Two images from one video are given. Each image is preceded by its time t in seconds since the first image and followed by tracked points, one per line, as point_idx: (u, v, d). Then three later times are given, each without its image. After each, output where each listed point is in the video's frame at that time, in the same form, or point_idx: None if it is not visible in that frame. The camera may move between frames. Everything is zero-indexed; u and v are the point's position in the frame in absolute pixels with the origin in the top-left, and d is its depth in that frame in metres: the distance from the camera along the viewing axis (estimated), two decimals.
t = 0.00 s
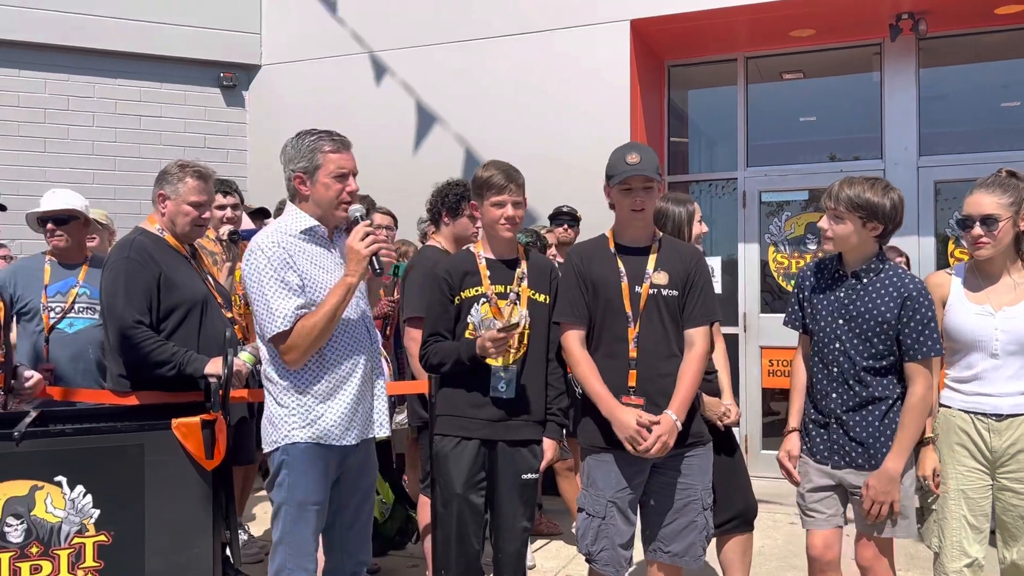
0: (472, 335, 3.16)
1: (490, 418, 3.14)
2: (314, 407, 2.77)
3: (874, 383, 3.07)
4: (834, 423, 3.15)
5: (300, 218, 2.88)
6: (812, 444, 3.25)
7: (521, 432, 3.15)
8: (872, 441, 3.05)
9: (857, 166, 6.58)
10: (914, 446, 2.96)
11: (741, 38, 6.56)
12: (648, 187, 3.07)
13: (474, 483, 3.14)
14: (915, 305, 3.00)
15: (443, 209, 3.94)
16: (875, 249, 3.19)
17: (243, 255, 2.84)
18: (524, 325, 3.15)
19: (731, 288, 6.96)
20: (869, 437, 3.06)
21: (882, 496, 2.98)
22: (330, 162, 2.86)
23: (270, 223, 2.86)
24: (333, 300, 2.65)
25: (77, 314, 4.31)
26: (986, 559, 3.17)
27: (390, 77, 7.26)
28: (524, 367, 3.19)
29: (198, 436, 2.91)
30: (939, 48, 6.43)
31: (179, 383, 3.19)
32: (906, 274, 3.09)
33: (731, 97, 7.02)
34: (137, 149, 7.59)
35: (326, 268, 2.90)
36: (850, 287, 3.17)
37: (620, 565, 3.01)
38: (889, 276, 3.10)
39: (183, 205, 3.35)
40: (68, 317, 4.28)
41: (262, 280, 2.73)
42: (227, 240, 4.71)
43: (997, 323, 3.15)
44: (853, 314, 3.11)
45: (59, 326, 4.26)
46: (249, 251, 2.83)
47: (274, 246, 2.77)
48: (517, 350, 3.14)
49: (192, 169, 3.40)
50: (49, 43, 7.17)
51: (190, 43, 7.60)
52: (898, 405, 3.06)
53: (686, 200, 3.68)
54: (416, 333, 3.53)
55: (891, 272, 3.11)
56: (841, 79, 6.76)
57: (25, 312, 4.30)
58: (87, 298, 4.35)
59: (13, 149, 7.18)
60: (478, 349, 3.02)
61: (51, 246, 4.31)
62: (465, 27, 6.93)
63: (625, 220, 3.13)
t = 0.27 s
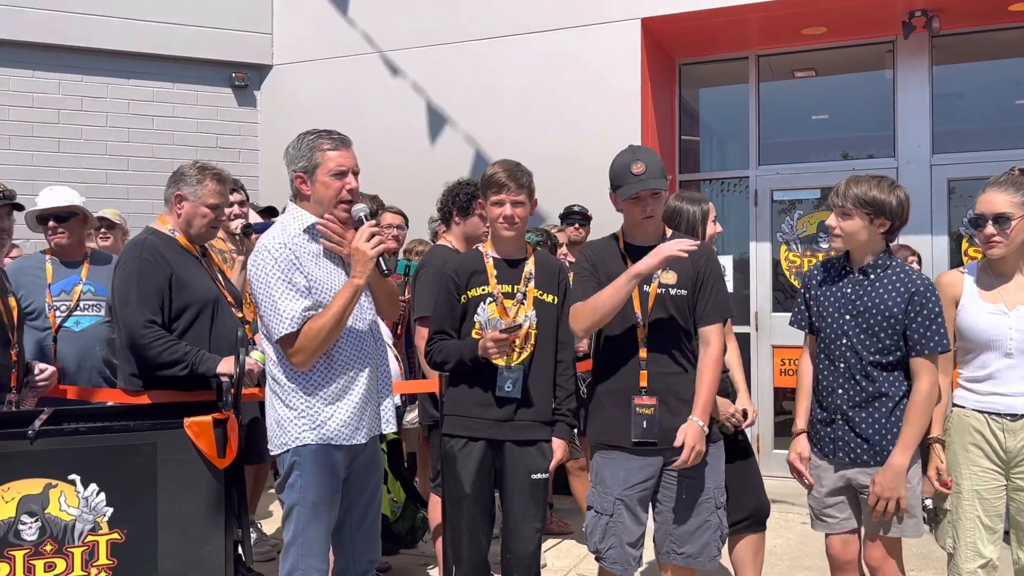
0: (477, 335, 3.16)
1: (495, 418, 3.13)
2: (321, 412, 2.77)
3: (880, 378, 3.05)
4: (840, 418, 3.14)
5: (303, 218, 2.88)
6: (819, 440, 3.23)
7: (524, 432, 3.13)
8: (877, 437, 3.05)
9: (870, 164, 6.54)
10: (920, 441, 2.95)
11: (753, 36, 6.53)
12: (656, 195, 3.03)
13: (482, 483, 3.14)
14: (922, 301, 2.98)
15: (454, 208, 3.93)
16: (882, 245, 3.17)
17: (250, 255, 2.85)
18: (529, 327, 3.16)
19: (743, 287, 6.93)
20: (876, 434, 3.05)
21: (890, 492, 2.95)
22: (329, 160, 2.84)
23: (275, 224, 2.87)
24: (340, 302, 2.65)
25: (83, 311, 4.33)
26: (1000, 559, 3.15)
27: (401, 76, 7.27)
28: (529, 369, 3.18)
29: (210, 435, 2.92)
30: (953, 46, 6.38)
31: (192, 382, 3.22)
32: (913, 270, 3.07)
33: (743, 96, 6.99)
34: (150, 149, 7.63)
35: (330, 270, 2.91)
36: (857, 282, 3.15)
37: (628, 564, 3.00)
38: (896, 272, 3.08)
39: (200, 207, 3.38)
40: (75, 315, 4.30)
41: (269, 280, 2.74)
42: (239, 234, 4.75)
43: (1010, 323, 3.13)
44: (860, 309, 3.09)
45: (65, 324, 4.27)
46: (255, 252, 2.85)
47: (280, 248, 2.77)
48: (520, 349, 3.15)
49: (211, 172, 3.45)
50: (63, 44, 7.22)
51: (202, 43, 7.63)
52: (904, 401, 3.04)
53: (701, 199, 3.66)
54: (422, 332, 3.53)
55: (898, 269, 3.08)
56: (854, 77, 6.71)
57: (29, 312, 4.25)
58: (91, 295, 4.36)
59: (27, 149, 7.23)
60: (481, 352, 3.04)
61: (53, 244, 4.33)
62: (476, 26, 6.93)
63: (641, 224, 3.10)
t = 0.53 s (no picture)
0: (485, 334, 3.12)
1: (503, 416, 3.13)
2: (318, 412, 2.77)
3: (883, 372, 3.04)
4: (843, 413, 3.12)
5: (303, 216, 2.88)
6: (825, 437, 3.21)
7: (534, 429, 3.13)
8: (881, 430, 3.03)
9: (882, 162, 6.50)
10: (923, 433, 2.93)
11: (764, 34, 6.50)
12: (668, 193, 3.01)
13: (490, 480, 3.15)
14: (923, 294, 2.97)
15: (464, 206, 3.94)
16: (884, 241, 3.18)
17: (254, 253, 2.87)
18: (539, 323, 3.16)
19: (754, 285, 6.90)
20: (879, 427, 3.03)
21: (893, 485, 2.93)
22: (329, 158, 2.85)
23: (276, 222, 2.88)
24: (336, 302, 2.65)
25: (90, 313, 4.32)
26: (1013, 559, 3.13)
27: (411, 75, 7.27)
28: (537, 367, 3.18)
29: (221, 432, 2.94)
30: (965, 43, 6.33)
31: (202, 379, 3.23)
32: (913, 265, 3.07)
33: (754, 93, 6.96)
34: (162, 147, 7.66)
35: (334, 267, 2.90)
36: (858, 278, 3.14)
37: (648, 561, 3.02)
38: (896, 267, 3.07)
39: (210, 206, 3.40)
40: (83, 317, 4.28)
41: (268, 279, 2.76)
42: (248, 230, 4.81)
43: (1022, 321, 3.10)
44: (861, 304, 3.08)
45: (74, 326, 4.24)
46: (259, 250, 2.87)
47: (278, 246, 2.78)
48: (529, 347, 3.14)
49: (220, 172, 3.46)
50: (76, 43, 7.26)
51: (213, 42, 7.66)
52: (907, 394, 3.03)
53: (717, 197, 3.65)
54: (432, 329, 3.51)
55: (898, 264, 3.08)
56: (866, 74, 6.68)
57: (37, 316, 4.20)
58: (96, 297, 4.36)
59: (41, 148, 7.28)
60: (490, 348, 3.04)
61: (55, 245, 4.35)
62: (486, 24, 6.93)
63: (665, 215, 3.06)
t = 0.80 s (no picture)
0: (490, 332, 3.16)
1: (510, 414, 3.13)
2: (316, 410, 2.78)
3: (891, 369, 3.03)
4: (854, 413, 3.10)
5: (310, 213, 2.90)
6: (835, 437, 3.19)
7: (544, 426, 3.14)
8: (893, 427, 3.02)
9: (892, 160, 6.46)
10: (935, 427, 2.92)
11: (773, 31, 6.48)
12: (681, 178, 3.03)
13: (496, 477, 3.15)
14: (924, 288, 2.97)
15: (472, 204, 3.93)
16: (879, 239, 3.18)
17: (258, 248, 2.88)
18: (545, 321, 3.17)
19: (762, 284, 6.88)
20: (891, 424, 3.02)
21: (906, 478, 2.92)
22: (334, 155, 2.85)
23: (283, 218, 2.89)
24: (338, 299, 2.65)
25: (95, 311, 4.34)
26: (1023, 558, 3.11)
27: (419, 73, 7.28)
28: (543, 364, 3.17)
29: (229, 428, 2.95)
30: (976, 39, 6.28)
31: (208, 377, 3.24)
32: (911, 260, 3.07)
33: (763, 91, 6.94)
34: (171, 145, 7.69)
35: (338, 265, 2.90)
36: (858, 278, 3.13)
37: (654, 558, 3.01)
38: (894, 264, 3.07)
39: (222, 207, 3.42)
40: (88, 315, 4.30)
41: (269, 274, 2.77)
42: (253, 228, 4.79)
43: None
44: (864, 303, 3.07)
45: (81, 324, 4.25)
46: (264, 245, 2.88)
47: (282, 243, 2.79)
48: (535, 345, 3.13)
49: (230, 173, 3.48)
50: (86, 41, 7.29)
51: (223, 41, 7.69)
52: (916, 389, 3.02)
53: (729, 195, 3.64)
54: (437, 326, 3.51)
55: (896, 260, 3.07)
56: (876, 71, 6.64)
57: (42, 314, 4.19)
58: (100, 295, 4.38)
59: (51, 145, 7.32)
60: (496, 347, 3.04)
61: (58, 242, 4.37)
62: (494, 22, 6.92)
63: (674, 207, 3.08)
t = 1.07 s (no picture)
0: (493, 329, 3.18)
1: (516, 410, 3.13)
2: (317, 407, 2.77)
3: (900, 367, 3.02)
4: (865, 413, 3.09)
5: (316, 212, 2.90)
6: (846, 438, 3.17)
7: (550, 422, 3.14)
8: (906, 424, 3.02)
9: (898, 157, 6.43)
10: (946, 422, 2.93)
11: (778, 28, 6.46)
12: (684, 173, 3.01)
13: (502, 476, 3.15)
14: (928, 284, 2.98)
15: (476, 201, 3.93)
16: (879, 239, 3.17)
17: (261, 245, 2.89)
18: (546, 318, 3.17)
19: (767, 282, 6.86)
20: (903, 421, 3.02)
21: (917, 473, 2.92)
22: (340, 152, 2.84)
23: (288, 216, 2.89)
24: (340, 298, 2.65)
25: (98, 308, 4.35)
26: None
27: (424, 70, 7.28)
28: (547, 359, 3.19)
29: (233, 425, 2.97)
30: (983, 37, 6.25)
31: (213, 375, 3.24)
32: (912, 257, 3.07)
33: (768, 88, 6.92)
34: (176, 142, 7.70)
35: (340, 266, 2.91)
36: (860, 278, 3.12)
37: (660, 558, 3.00)
38: (896, 262, 3.07)
39: (230, 205, 3.47)
40: (91, 312, 4.30)
41: (271, 273, 2.77)
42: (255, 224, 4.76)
43: None
44: (869, 303, 3.06)
45: (84, 320, 4.25)
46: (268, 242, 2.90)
47: (287, 242, 2.79)
48: (538, 342, 3.15)
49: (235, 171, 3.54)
50: (92, 39, 7.31)
51: (228, 38, 7.70)
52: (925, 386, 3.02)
53: (735, 194, 3.63)
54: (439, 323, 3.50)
55: (896, 258, 3.08)
56: (882, 69, 6.62)
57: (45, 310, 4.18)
58: (103, 292, 4.39)
59: (57, 143, 7.33)
60: (502, 344, 3.03)
61: (62, 239, 4.39)
62: (499, 19, 6.91)
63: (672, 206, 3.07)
